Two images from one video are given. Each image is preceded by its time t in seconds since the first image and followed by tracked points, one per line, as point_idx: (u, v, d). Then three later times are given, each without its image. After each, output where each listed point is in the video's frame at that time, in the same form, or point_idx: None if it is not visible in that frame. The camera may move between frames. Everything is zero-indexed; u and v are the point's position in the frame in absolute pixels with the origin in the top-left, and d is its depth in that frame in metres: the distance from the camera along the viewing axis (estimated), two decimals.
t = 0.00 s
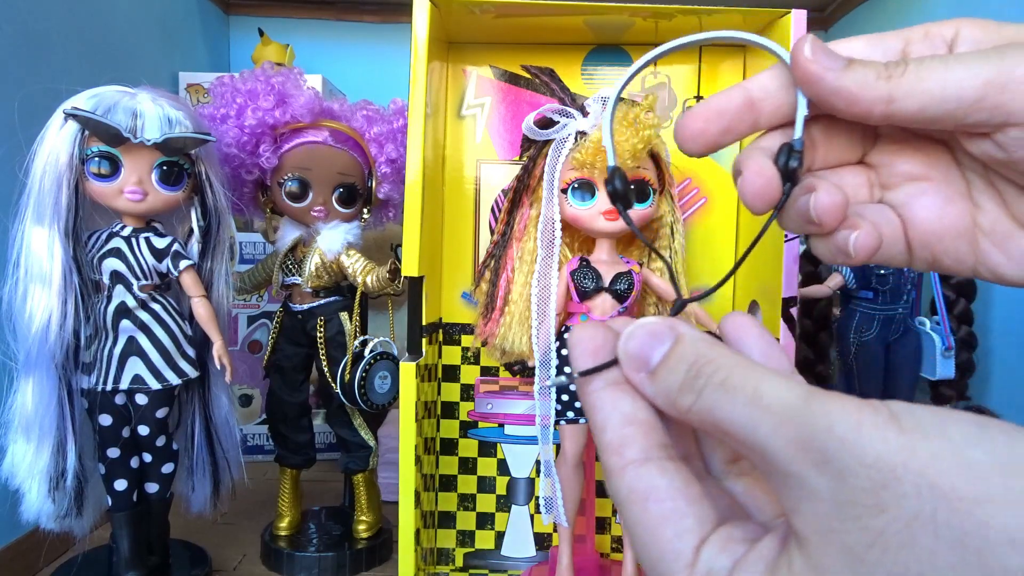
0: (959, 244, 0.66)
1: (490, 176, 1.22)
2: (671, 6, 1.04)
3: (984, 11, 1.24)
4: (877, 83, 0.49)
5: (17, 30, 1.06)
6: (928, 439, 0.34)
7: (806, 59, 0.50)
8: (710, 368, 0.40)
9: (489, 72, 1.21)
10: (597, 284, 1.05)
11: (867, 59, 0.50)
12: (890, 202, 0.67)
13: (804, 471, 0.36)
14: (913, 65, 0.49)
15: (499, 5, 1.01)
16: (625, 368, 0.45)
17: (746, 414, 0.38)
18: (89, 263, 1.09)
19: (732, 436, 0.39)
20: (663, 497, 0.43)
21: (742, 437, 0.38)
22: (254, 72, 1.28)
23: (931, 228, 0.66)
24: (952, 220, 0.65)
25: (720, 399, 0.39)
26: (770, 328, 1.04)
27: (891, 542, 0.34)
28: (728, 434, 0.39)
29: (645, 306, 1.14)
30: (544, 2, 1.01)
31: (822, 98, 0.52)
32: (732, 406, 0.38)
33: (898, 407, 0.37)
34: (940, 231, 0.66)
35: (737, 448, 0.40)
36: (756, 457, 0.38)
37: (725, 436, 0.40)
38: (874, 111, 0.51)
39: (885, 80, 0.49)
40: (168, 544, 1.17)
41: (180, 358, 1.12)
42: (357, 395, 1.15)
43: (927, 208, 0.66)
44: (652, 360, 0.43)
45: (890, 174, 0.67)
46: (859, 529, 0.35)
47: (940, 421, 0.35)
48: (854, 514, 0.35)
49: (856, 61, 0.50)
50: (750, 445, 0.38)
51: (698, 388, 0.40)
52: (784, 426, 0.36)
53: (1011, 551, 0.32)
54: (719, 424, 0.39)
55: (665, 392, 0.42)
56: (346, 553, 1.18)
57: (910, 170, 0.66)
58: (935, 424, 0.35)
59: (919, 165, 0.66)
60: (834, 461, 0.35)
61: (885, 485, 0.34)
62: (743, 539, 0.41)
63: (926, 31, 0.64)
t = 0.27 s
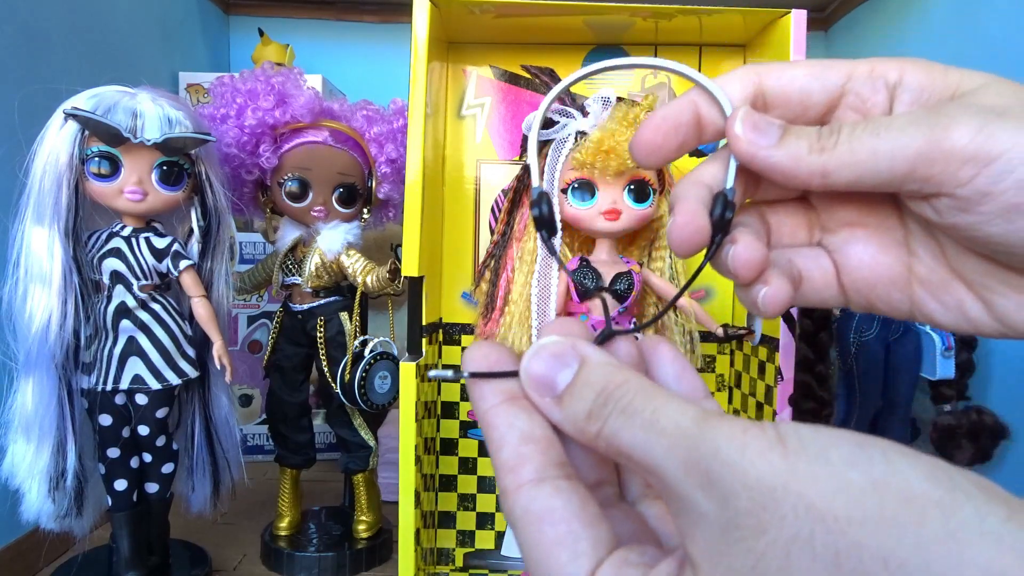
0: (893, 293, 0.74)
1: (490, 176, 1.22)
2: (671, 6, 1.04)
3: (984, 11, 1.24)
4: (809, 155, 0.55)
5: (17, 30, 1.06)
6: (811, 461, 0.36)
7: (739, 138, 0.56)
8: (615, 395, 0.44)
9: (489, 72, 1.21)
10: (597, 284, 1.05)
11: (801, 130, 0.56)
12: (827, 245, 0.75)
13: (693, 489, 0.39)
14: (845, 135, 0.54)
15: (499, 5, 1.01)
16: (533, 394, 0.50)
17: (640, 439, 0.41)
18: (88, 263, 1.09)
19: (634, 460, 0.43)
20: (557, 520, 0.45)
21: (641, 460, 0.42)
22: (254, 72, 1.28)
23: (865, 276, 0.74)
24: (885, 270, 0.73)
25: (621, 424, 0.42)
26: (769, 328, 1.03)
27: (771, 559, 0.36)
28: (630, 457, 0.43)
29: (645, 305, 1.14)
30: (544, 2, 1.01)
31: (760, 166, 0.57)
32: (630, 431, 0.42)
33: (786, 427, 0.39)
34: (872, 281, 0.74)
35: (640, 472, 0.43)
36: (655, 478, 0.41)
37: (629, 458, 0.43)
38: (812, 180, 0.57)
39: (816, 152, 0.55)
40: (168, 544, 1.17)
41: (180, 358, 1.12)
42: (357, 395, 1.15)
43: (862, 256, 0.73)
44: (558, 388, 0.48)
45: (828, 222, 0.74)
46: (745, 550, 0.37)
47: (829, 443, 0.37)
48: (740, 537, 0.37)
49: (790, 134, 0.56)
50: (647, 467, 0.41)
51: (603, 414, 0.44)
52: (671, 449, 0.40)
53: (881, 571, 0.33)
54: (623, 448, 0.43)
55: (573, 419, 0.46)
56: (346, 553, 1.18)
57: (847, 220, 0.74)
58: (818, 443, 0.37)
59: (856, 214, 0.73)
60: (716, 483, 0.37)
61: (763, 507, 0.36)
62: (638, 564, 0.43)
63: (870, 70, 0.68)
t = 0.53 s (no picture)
0: (883, 311, 0.75)
1: (490, 176, 1.22)
2: (671, 6, 1.04)
3: (984, 11, 1.24)
4: (805, 168, 0.55)
5: (17, 30, 1.07)
6: (758, 526, 0.40)
7: (732, 145, 0.57)
8: (581, 440, 0.45)
9: (489, 72, 1.21)
10: (597, 284, 1.04)
11: (798, 142, 0.56)
12: (819, 260, 0.76)
13: (644, 542, 0.43)
14: (843, 149, 0.54)
15: (498, 5, 1.01)
16: (494, 430, 0.48)
17: (598, 487, 0.43)
18: (88, 263, 1.10)
19: (591, 505, 0.45)
20: None
21: (597, 507, 0.44)
22: (254, 72, 1.28)
23: (856, 293, 0.75)
24: (876, 288, 0.74)
25: (583, 471, 0.44)
26: (770, 329, 1.03)
27: None
28: (587, 501, 0.45)
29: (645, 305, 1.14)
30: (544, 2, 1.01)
31: (752, 176, 0.58)
32: (589, 478, 0.44)
33: (738, 484, 0.43)
34: (864, 298, 0.75)
35: (593, 513, 0.46)
36: (609, 524, 0.45)
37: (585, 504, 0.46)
38: (807, 196, 0.57)
39: (814, 166, 0.55)
40: (168, 544, 1.17)
41: (180, 358, 1.12)
42: (357, 395, 1.15)
43: (853, 273, 0.75)
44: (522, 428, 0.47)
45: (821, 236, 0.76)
46: None
47: (779, 507, 0.41)
48: None
49: (785, 145, 0.56)
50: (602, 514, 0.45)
51: (566, 459, 0.45)
52: (627, 501, 0.42)
53: None
54: (581, 492, 0.45)
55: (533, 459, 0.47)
56: (346, 553, 1.18)
57: (841, 235, 0.75)
58: (769, 507, 0.41)
59: (850, 230, 0.74)
60: (664, 537, 0.41)
61: (707, 569, 0.40)
62: None
63: (876, 79, 0.69)
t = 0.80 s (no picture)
0: (903, 307, 0.75)
1: (490, 176, 1.22)
2: (671, 6, 1.04)
3: (984, 11, 1.24)
4: (821, 171, 0.54)
5: (17, 30, 1.07)
6: (766, 520, 0.39)
7: (747, 150, 0.57)
8: (582, 427, 0.45)
9: (489, 72, 1.21)
10: (597, 284, 1.04)
11: (814, 145, 0.55)
12: (839, 257, 0.77)
13: (647, 534, 0.42)
14: (858, 151, 0.53)
15: (498, 5, 1.01)
16: (506, 418, 0.51)
17: (599, 475, 0.43)
18: (88, 263, 1.10)
19: (595, 495, 0.45)
20: None
21: (599, 496, 0.44)
22: (254, 72, 1.28)
23: (874, 290, 0.75)
24: (895, 285, 0.74)
25: (586, 459, 0.44)
26: (770, 329, 1.03)
27: None
28: (591, 491, 0.45)
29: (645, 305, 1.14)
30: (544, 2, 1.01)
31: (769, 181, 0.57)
32: (590, 466, 0.44)
33: (746, 480, 0.42)
34: (882, 295, 0.75)
35: (597, 506, 0.46)
36: (612, 517, 0.45)
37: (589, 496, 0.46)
38: (823, 197, 0.56)
39: (829, 169, 0.54)
40: (168, 544, 1.16)
41: (180, 358, 1.12)
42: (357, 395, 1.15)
43: (872, 271, 0.75)
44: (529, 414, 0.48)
45: (841, 234, 0.76)
46: None
47: (787, 503, 0.40)
48: None
49: (801, 149, 0.55)
50: (605, 505, 0.44)
51: (567, 445, 0.45)
52: (629, 491, 0.42)
53: None
54: (583, 480, 0.45)
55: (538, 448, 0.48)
56: (346, 553, 1.18)
57: (862, 232, 0.75)
58: (777, 502, 0.40)
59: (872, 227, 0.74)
60: (669, 529, 0.41)
61: (713, 564, 0.39)
62: None
63: (895, 75, 0.69)
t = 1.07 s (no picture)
0: (931, 306, 0.75)
1: (490, 176, 1.22)
2: (671, 6, 1.04)
3: (984, 12, 1.24)
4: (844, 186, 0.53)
5: (17, 30, 1.07)
6: (810, 494, 0.38)
7: (769, 166, 0.56)
8: (610, 380, 0.41)
9: (489, 72, 1.21)
10: (597, 284, 1.04)
11: (837, 158, 0.54)
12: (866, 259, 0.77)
13: (680, 502, 0.39)
14: (883, 167, 0.52)
15: (498, 6, 1.01)
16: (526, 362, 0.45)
17: (631, 435, 0.40)
18: (89, 263, 1.09)
19: (619, 457, 0.42)
20: (524, 560, 0.45)
21: (626, 457, 0.41)
22: (254, 72, 1.28)
23: (903, 291, 0.75)
24: (924, 285, 0.74)
25: (612, 415, 0.41)
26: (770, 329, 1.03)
27: None
28: (615, 451, 0.41)
29: (645, 305, 1.14)
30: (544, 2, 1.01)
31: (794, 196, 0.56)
32: (619, 424, 0.40)
33: (785, 456, 0.40)
34: (912, 293, 0.75)
35: (618, 466, 0.43)
36: (637, 480, 0.41)
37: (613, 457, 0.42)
38: (848, 213, 0.55)
39: (853, 184, 0.53)
40: (167, 544, 1.16)
41: (180, 358, 1.12)
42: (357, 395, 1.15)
43: (900, 273, 0.75)
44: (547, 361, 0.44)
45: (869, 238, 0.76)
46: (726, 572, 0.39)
47: (832, 482, 0.39)
48: (722, 567, 0.39)
49: (824, 163, 0.54)
50: (629, 466, 0.41)
51: (590, 400, 0.42)
52: (663, 455, 0.39)
53: None
54: (608, 440, 0.41)
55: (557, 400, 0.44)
56: (346, 553, 1.18)
57: (890, 234, 0.75)
58: (821, 481, 0.39)
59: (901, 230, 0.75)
60: (708, 499, 0.38)
61: (758, 541, 0.37)
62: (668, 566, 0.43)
63: (922, 80, 0.69)
